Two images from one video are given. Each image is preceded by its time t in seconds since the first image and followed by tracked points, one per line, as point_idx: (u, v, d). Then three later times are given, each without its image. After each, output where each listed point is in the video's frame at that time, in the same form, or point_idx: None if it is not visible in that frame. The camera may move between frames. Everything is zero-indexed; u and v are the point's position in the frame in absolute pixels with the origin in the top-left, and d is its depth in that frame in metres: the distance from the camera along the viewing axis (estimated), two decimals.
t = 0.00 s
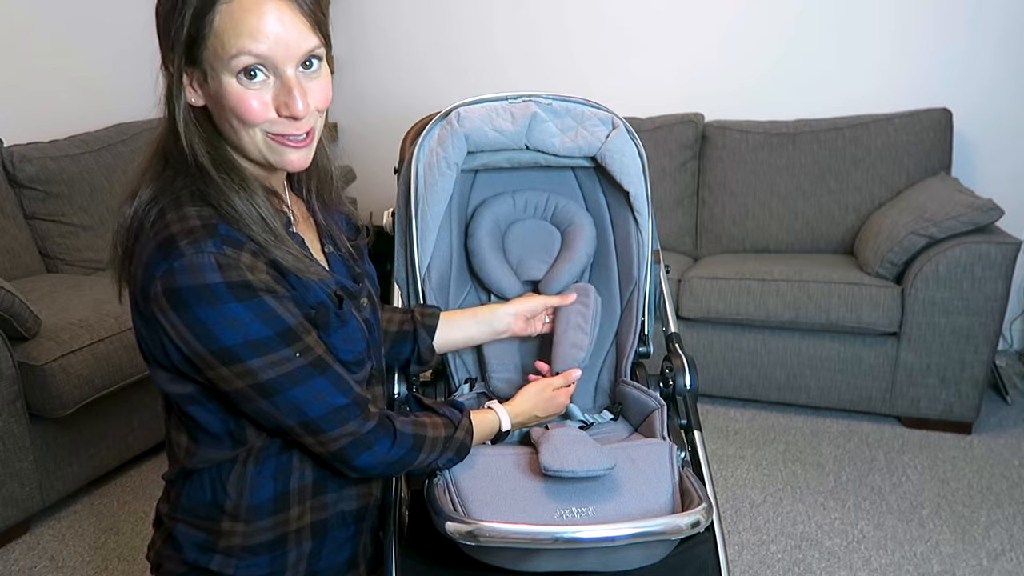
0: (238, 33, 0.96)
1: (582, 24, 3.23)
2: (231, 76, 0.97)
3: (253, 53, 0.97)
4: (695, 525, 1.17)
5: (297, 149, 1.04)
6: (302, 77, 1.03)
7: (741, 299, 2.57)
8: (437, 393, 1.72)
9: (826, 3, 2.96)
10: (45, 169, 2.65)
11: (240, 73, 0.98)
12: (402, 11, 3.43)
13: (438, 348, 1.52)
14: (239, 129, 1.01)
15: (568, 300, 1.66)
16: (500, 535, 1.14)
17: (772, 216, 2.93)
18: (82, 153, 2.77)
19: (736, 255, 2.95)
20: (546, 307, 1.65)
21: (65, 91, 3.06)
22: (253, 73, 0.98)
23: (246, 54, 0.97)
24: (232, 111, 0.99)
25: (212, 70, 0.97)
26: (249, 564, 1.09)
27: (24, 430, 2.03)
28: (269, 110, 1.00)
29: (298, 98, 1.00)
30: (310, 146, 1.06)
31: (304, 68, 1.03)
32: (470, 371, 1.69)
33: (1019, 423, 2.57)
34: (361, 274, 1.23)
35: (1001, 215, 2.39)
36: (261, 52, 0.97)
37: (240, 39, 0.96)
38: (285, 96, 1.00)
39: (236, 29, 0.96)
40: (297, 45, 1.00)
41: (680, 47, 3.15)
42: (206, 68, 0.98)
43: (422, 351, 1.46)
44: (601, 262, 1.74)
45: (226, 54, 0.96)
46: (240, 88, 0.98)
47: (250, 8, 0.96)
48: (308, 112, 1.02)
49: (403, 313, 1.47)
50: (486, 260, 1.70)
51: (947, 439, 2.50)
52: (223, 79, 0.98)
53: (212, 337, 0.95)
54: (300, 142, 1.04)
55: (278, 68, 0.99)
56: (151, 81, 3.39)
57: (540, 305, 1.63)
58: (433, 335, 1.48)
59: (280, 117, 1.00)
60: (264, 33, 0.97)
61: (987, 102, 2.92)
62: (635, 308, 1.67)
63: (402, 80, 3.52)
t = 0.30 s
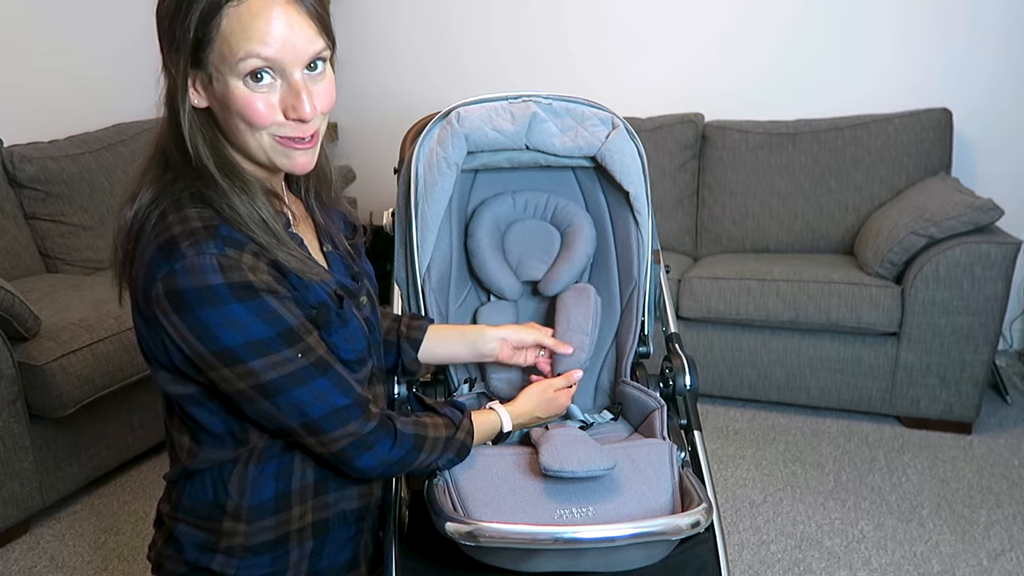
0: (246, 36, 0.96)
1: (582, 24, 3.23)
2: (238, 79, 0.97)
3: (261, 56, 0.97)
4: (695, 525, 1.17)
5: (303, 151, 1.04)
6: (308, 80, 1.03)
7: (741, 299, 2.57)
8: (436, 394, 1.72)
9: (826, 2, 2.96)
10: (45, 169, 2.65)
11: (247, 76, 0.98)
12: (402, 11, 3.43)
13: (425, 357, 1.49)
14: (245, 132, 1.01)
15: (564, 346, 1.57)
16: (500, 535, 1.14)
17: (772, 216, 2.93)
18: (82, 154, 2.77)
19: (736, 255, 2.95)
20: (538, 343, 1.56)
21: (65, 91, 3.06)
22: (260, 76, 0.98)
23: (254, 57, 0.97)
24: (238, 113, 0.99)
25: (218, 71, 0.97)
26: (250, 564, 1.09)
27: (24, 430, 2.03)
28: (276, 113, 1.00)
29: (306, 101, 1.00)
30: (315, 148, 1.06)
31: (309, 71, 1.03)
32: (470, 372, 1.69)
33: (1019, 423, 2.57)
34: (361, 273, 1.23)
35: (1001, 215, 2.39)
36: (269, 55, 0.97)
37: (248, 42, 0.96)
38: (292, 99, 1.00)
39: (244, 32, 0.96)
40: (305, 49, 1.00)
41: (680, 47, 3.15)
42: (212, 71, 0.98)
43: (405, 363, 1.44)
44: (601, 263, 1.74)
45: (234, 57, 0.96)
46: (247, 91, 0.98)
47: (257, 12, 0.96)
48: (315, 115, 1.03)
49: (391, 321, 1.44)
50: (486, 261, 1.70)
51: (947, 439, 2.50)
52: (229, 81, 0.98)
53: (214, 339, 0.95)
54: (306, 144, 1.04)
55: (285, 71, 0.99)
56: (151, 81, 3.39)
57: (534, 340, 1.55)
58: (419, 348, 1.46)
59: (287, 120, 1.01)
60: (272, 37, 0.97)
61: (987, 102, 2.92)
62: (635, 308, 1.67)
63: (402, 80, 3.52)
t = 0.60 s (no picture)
0: (273, 33, 0.95)
1: (582, 24, 3.23)
2: (262, 76, 0.97)
3: (287, 54, 0.97)
4: (695, 525, 1.17)
5: (315, 144, 1.05)
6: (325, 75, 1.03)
7: (741, 299, 2.57)
8: (436, 394, 1.72)
9: (826, 2, 2.96)
10: (45, 169, 2.65)
11: (271, 74, 0.97)
12: (402, 11, 3.43)
13: (441, 348, 1.51)
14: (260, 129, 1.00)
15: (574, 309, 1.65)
16: (500, 535, 1.14)
17: (772, 216, 2.93)
18: (82, 153, 2.76)
19: (736, 255, 2.95)
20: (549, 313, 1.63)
21: (65, 91, 3.07)
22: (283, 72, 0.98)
23: (281, 54, 0.96)
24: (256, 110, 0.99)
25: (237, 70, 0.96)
26: (248, 564, 1.09)
27: (24, 430, 2.03)
28: (298, 109, 1.00)
29: (328, 97, 1.01)
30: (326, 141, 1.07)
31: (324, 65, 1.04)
32: (470, 371, 1.69)
33: (1019, 423, 2.57)
34: (357, 273, 1.23)
35: (1001, 215, 2.39)
36: (295, 52, 0.97)
37: (275, 39, 0.95)
38: (314, 95, 1.01)
39: (270, 29, 0.95)
40: (326, 45, 1.00)
41: (679, 47, 3.15)
42: (231, 68, 0.96)
43: (426, 348, 1.46)
44: (601, 263, 1.74)
45: (260, 55, 0.95)
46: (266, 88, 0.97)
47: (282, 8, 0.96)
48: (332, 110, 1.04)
49: (407, 312, 1.47)
50: (487, 261, 1.70)
51: (947, 439, 2.50)
52: (246, 78, 0.96)
53: (207, 341, 0.95)
54: (319, 137, 1.05)
55: (308, 68, 1.00)
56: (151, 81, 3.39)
57: (546, 311, 1.62)
58: (439, 333, 1.48)
59: (308, 115, 1.01)
60: (298, 33, 0.97)
61: (987, 102, 2.92)
62: (635, 307, 1.67)
63: (402, 80, 3.52)
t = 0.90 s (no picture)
0: (332, 34, 1.00)
1: (582, 24, 3.23)
2: (320, 75, 1.00)
3: (339, 54, 1.02)
4: (695, 525, 1.17)
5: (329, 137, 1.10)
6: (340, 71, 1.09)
7: (741, 299, 2.57)
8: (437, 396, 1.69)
9: (826, 2, 2.96)
10: (45, 169, 2.65)
11: (325, 73, 1.01)
12: (402, 11, 3.43)
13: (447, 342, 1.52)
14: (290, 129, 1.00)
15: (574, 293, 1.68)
16: (500, 536, 1.14)
17: (772, 216, 2.93)
18: (81, 153, 2.76)
19: (736, 255, 2.95)
20: (549, 301, 1.66)
21: (65, 91, 3.07)
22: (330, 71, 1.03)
23: (337, 54, 1.02)
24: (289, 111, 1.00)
25: (280, 66, 0.96)
26: (248, 565, 1.09)
27: (24, 430, 2.03)
28: (336, 106, 1.05)
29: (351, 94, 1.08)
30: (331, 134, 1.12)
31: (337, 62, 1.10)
32: (470, 371, 1.69)
33: (1019, 424, 2.57)
34: (355, 270, 1.23)
35: (1001, 215, 2.39)
36: (344, 52, 1.03)
37: (334, 40, 1.01)
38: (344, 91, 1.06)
39: (331, 30, 1.00)
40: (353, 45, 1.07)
41: (679, 46, 3.15)
42: (296, 67, 0.98)
43: (430, 340, 1.46)
44: (602, 263, 1.74)
45: (321, 54, 1.00)
46: (304, 88, 0.99)
47: (337, 12, 1.01)
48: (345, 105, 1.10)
49: (412, 305, 1.47)
50: (486, 261, 1.70)
51: (947, 439, 2.50)
52: (291, 76, 0.98)
53: (208, 344, 0.95)
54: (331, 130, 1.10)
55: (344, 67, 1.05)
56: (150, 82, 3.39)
57: (546, 299, 1.65)
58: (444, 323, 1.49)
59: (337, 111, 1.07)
60: (346, 34, 1.03)
61: (987, 102, 2.91)
62: (635, 307, 1.67)
63: (403, 80, 3.52)
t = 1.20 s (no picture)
0: (339, 40, 1.02)
1: (582, 24, 3.23)
2: (326, 79, 1.02)
3: (344, 59, 1.04)
4: (695, 526, 1.17)
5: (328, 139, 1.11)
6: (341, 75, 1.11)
7: (741, 299, 2.57)
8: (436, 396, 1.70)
9: (826, 2, 2.96)
10: (45, 169, 2.65)
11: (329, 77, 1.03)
12: (403, 11, 3.43)
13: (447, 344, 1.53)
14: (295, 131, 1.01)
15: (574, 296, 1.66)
16: (500, 536, 1.14)
17: (772, 216, 2.93)
18: (81, 153, 2.76)
19: (736, 255, 2.95)
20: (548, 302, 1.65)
21: (66, 91, 3.07)
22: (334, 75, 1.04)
23: (342, 59, 1.03)
24: (295, 112, 1.01)
25: (288, 67, 0.97)
26: (247, 565, 1.09)
27: (24, 430, 2.03)
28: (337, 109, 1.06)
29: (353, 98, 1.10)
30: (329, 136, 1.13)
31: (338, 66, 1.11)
32: (470, 371, 1.69)
33: (1019, 424, 2.57)
34: (355, 270, 1.23)
35: (1001, 215, 2.39)
36: (349, 58, 1.04)
37: (340, 45, 1.02)
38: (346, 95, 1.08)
39: (338, 35, 1.02)
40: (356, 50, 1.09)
41: (679, 46, 3.15)
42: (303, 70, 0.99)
43: (430, 343, 1.46)
44: (601, 262, 1.74)
45: (327, 58, 1.01)
46: (309, 91, 1.00)
47: (345, 17, 1.03)
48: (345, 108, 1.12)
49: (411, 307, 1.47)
50: (484, 261, 1.70)
51: (947, 439, 2.50)
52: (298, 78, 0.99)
53: (208, 345, 0.95)
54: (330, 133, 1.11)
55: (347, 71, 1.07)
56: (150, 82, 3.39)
57: (545, 301, 1.64)
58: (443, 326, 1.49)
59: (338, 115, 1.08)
60: (352, 40, 1.05)
61: (987, 102, 2.91)
62: (635, 307, 1.67)
63: (402, 80, 3.52)
